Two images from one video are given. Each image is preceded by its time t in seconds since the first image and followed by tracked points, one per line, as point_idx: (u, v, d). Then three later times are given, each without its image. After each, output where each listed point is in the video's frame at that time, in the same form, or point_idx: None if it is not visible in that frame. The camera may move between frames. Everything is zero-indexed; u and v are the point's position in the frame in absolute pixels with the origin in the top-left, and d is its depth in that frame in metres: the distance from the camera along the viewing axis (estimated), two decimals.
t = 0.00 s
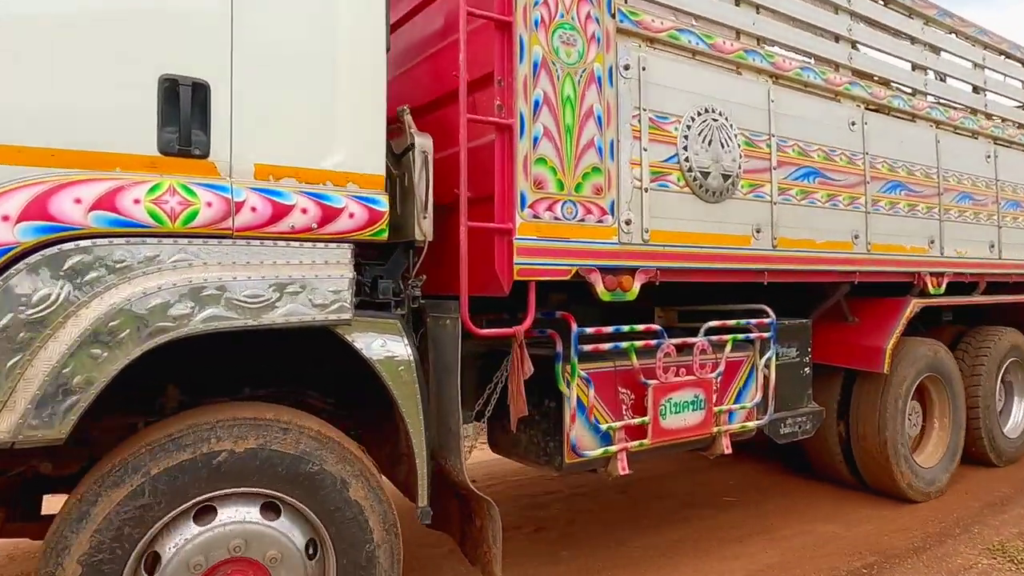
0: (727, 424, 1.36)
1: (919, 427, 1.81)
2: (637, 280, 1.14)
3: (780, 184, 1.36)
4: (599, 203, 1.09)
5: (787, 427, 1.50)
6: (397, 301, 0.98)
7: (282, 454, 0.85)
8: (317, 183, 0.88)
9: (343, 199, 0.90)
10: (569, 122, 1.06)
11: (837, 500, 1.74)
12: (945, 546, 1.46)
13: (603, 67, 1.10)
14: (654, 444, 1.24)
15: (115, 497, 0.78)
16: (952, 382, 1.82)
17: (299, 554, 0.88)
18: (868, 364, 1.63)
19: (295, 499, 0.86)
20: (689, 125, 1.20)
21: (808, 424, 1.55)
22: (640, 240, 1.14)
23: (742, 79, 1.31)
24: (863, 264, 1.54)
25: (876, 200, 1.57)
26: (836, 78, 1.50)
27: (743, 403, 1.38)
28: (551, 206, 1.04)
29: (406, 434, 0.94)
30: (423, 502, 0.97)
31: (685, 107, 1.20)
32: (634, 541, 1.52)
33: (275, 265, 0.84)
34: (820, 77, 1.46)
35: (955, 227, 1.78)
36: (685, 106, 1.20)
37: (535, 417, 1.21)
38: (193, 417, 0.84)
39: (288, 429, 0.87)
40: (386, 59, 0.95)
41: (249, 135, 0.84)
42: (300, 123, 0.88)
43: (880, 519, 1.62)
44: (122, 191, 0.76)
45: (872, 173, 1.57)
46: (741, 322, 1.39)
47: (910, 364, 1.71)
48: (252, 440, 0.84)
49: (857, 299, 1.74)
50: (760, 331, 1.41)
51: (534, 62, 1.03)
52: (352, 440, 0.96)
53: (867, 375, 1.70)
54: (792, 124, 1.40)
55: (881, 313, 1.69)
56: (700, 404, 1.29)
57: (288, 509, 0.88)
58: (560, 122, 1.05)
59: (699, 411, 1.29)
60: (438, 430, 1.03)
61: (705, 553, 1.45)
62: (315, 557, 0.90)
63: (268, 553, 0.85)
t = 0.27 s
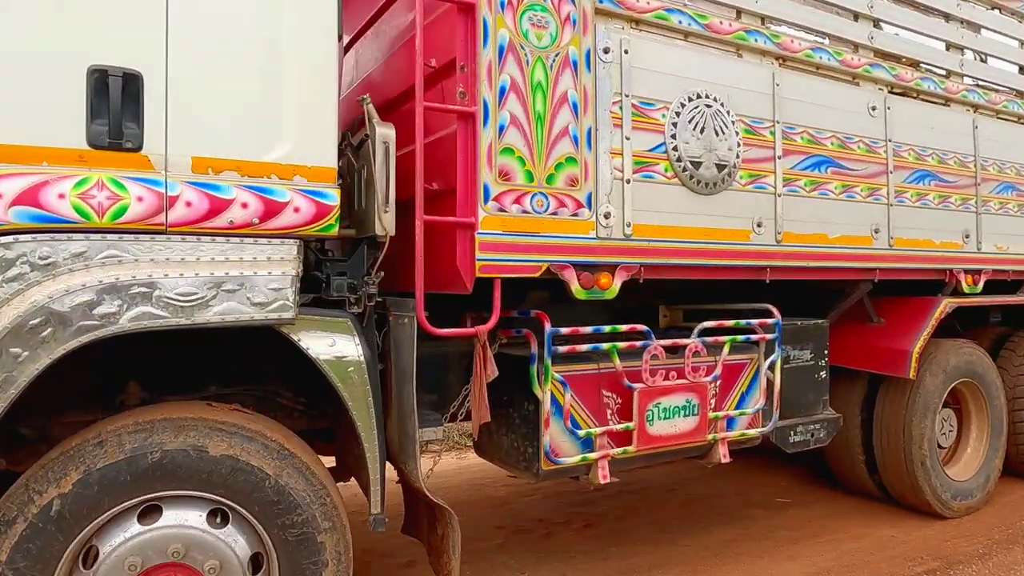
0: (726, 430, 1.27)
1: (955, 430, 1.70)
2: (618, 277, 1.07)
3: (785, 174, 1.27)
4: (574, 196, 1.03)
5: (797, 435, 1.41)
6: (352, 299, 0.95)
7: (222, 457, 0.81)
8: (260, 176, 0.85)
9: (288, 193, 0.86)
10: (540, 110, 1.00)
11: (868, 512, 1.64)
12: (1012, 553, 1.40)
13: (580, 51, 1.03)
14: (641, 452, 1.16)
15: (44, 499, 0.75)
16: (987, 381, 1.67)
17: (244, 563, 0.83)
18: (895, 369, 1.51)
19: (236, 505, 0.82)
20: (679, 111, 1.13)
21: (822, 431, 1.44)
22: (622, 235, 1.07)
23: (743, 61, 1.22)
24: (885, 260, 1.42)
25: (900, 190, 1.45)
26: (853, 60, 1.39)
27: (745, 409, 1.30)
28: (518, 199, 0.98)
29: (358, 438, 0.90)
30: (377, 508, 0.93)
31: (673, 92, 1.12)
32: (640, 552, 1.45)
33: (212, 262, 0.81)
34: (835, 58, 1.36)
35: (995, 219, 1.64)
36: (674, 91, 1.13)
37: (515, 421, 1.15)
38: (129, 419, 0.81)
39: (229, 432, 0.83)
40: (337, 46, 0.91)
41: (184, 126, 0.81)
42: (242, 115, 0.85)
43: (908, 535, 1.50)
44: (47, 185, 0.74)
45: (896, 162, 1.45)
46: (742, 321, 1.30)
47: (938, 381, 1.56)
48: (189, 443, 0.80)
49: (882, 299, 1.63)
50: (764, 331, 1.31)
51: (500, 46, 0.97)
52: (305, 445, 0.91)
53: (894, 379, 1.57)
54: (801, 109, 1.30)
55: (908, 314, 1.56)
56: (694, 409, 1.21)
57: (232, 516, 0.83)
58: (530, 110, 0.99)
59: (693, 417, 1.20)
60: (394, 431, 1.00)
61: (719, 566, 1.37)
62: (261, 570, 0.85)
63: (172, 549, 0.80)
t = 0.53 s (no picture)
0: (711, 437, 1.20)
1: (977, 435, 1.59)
2: (584, 274, 1.02)
3: (776, 165, 1.19)
4: (535, 188, 0.97)
5: (793, 443, 1.32)
6: (295, 296, 0.91)
7: (142, 458, 0.77)
8: (191, 166, 0.82)
9: (221, 184, 0.83)
10: (496, 98, 0.95)
11: (880, 526, 1.54)
12: None
13: (541, 35, 0.98)
14: (613, 458, 1.11)
15: None
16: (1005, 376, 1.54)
17: (142, 538, 0.78)
18: (906, 374, 1.41)
19: (161, 506, 0.78)
20: (654, 100, 1.06)
21: (823, 440, 1.36)
22: (588, 229, 1.01)
23: (728, 46, 1.15)
24: (892, 257, 1.33)
25: (910, 182, 1.35)
26: (857, 42, 1.30)
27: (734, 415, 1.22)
28: (472, 191, 0.93)
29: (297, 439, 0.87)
30: (319, 513, 0.89)
31: (647, 78, 1.06)
32: (630, 562, 1.39)
33: (138, 256, 0.79)
34: (835, 41, 1.27)
35: (1019, 215, 1.52)
36: (648, 77, 1.06)
37: (483, 423, 1.10)
38: (40, 423, 0.77)
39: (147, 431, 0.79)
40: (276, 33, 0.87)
41: (111, 116, 0.79)
42: (172, 104, 0.82)
43: (925, 553, 1.40)
44: None
45: (905, 152, 1.35)
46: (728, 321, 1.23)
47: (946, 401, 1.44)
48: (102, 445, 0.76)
49: (896, 298, 1.52)
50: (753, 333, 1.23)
51: (452, 31, 0.92)
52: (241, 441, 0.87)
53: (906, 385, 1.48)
54: (794, 95, 1.21)
55: (922, 315, 1.46)
56: (672, 415, 1.14)
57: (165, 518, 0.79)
58: (485, 97, 0.94)
59: (671, 422, 1.14)
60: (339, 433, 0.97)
61: None
62: None
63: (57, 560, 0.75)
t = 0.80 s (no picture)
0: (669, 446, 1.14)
1: (976, 450, 1.49)
2: (518, 273, 0.96)
3: (737, 159, 1.12)
4: (463, 183, 0.93)
5: (764, 453, 1.25)
6: (205, 295, 0.88)
7: (29, 462, 0.76)
8: (89, 162, 0.80)
9: (122, 180, 0.81)
10: (420, 89, 0.91)
11: (868, 542, 1.45)
12: None
13: (471, 23, 0.94)
14: (557, 468, 1.05)
15: None
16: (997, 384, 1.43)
17: None
18: (890, 382, 1.32)
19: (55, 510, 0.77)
20: (598, 90, 1.01)
21: (797, 450, 1.28)
22: (523, 227, 0.96)
23: (683, 34, 1.08)
24: (871, 256, 1.24)
25: (892, 177, 1.26)
26: (832, 28, 1.22)
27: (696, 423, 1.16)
28: (392, 186, 0.89)
29: (203, 444, 0.84)
30: (227, 522, 0.85)
31: (590, 67, 1.01)
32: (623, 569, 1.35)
33: (30, 254, 0.76)
34: (806, 26, 1.19)
35: (1020, 211, 1.42)
36: (591, 66, 1.01)
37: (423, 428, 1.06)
38: None
39: (39, 435, 0.78)
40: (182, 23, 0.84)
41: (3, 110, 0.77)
42: (69, 98, 0.79)
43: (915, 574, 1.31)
44: None
45: (887, 144, 1.26)
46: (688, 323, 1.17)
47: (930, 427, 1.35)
48: None
49: (884, 300, 1.44)
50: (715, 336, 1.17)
51: (371, 19, 0.88)
52: (149, 445, 0.85)
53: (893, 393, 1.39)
54: (759, 85, 1.14)
55: (911, 318, 1.37)
56: (623, 422, 1.08)
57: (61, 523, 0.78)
58: (407, 89, 0.90)
59: (622, 430, 1.08)
60: (259, 438, 0.94)
61: None
62: None
63: None
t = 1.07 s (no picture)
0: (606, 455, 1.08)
1: (955, 461, 1.40)
2: (428, 274, 0.92)
3: (675, 153, 1.06)
4: (368, 180, 0.89)
5: (713, 463, 1.20)
6: (97, 296, 0.87)
7: None
8: None
9: None
10: (320, 82, 0.87)
11: (839, 557, 1.38)
12: None
13: (377, 12, 0.90)
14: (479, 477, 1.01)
15: None
16: (974, 394, 1.34)
17: None
18: (853, 388, 1.25)
19: None
20: (518, 81, 0.96)
21: (751, 459, 1.22)
22: (434, 225, 0.92)
23: (614, 22, 1.03)
24: (829, 256, 1.17)
25: (851, 171, 1.20)
26: (784, 15, 1.16)
27: (637, 431, 1.10)
28: (289, 183, 0.86)
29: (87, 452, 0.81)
30: (112, 531, 0.82)
31: (510, 58, 0.96)
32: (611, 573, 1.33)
33: None
34: (755, 13, 1.13)
35: (997, 207, 1.34)
36: (510, 57, 0.96)
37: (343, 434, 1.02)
38: None
39: None
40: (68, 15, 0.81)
41: None
42: None
43: None
44: None
45: (846, 137, 1.19)
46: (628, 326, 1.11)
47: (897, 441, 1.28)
48: None
49: (852, 302, 1.36)
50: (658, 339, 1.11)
51: (266, 9, 0.84)
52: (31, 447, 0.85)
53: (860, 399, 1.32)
54: (700, 75, 1.08)
55: (880, 321, 1.29)
56: (552, 430, 1.03)
57: None
58: (306, 82, 0.86)
59: (550, 438, 1.03)
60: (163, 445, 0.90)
61: None
62: None
63: None
